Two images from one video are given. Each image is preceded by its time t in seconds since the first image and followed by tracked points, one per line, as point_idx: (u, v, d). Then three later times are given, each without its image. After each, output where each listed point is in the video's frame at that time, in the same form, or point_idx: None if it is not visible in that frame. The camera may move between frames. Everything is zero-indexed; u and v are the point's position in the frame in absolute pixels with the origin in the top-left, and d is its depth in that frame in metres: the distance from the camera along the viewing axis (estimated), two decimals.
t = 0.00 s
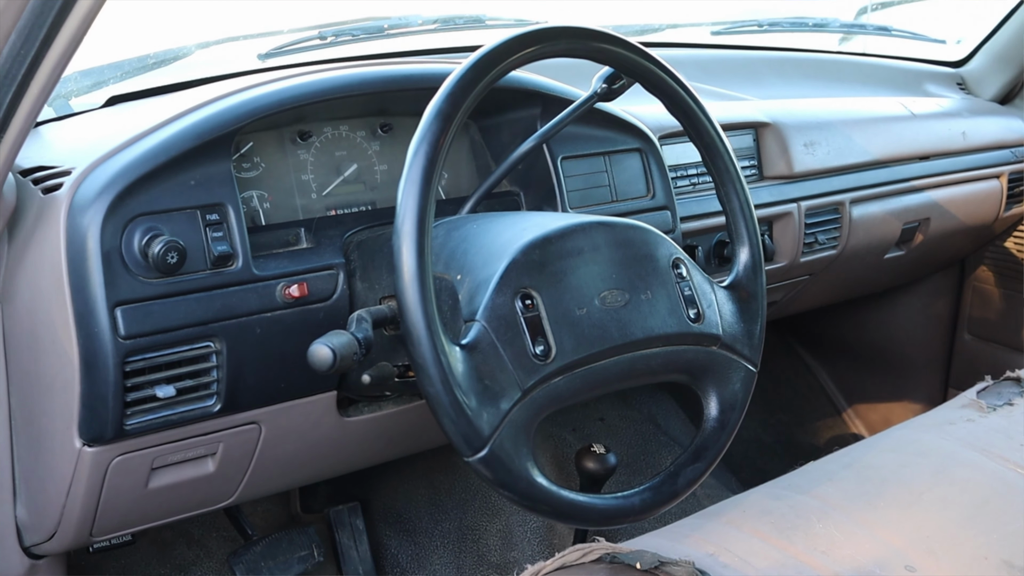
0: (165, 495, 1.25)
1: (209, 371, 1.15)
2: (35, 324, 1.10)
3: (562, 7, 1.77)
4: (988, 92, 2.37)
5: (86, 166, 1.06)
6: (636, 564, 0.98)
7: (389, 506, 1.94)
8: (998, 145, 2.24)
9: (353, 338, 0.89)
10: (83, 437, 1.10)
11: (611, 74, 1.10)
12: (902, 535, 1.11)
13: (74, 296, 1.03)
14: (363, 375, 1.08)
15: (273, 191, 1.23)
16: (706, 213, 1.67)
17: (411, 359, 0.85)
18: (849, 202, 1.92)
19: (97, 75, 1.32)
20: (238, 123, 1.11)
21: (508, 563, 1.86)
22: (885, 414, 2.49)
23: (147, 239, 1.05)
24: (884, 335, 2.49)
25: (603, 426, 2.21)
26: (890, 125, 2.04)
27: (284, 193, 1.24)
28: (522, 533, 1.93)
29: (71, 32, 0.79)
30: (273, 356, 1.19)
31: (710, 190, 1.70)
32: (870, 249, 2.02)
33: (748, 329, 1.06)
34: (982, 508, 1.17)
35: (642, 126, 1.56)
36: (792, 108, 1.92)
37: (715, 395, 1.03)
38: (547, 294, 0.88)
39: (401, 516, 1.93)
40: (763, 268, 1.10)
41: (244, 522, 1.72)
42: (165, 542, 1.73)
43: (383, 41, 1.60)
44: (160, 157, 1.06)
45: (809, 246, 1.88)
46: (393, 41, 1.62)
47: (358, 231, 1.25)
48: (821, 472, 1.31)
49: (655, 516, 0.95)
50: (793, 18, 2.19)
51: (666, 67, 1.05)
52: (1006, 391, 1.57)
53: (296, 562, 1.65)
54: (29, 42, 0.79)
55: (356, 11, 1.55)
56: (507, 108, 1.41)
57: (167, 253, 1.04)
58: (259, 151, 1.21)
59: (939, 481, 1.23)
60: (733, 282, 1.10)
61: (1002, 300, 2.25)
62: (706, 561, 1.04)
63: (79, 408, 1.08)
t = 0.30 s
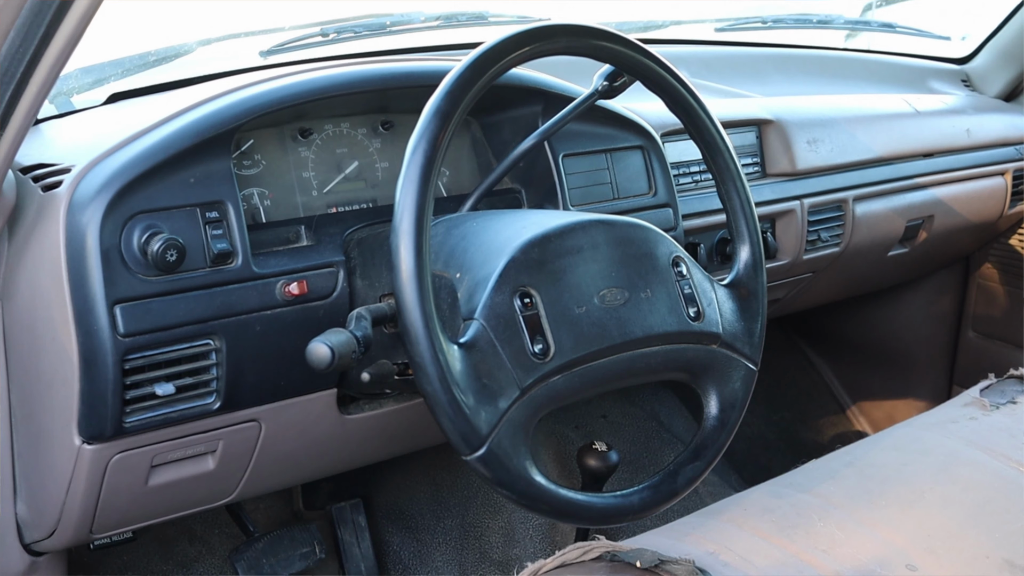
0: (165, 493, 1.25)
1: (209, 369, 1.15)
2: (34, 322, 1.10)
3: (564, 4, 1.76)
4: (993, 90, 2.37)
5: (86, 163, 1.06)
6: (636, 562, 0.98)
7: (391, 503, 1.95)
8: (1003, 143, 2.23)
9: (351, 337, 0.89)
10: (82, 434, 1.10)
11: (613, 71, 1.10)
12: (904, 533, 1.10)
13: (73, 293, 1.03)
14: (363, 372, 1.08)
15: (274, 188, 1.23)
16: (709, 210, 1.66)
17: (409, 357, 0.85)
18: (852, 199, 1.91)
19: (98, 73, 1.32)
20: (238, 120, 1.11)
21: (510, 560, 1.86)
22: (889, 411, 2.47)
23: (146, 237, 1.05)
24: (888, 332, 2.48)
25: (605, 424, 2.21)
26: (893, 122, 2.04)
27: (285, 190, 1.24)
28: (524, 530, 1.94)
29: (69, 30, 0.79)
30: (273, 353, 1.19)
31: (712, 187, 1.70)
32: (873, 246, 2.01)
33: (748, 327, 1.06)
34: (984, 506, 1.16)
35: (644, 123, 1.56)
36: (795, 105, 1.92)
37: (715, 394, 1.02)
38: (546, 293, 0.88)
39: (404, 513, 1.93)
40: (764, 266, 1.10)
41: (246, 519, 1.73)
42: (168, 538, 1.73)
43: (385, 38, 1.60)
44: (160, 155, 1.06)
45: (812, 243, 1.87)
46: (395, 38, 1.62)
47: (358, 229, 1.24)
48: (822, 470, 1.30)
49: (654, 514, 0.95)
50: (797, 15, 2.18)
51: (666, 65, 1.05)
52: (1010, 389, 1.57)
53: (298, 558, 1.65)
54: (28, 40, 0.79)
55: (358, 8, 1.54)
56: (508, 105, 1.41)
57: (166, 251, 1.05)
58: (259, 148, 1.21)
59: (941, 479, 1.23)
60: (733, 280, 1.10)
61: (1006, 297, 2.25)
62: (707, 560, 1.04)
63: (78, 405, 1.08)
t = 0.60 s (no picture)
0: (166, 490, 1.26)
1: (208, 367, 1.15)
2: (34, 320, 1.10)
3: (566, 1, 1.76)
4: (998, 86, 2.35)
5: (85, 161, 1.06)
6: (636, 561, 0.98)
7: (393, 500, 1.95)
8: (1007, 140, 2.22)
9: (350, 336, 0.89)
10: (81, 433, 1.10)
11: (613, 69, 1.09)
12: (904, 532, 1.10)
13: (72, 292, 1.03)
14: (362, 371, 1.09)
15: (274, 185, 1.23)
16: (710, 208, 1.66)
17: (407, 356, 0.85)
18: (855, 196, 1.91)
19: (99, 70, 1.32)
20: (238, 118, 1.10)
21: (512, 557, 1.86)
22: (893, 409, 2.47)
23: (145, 235, 1.05)
24: (891, 330, 2.48)
25: (607, 421, 2.21)
26: (897, 120, 2.03)
27: (285, 189, 1.24)
28: (525, 527, 1.94)
29: (68, 26, 0.79)
30: (272, 351, 1.19)
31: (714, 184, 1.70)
32: (876, 244, 2.01)
33: (747, 325, 1.06)
34: (985, 504, 1.16)
35: (645, 121, 1.55)
36: (798, 102, 1.91)
37: (714, 392, 1.02)
38: (544, 291, 0.88)
39: (406, 510, 1.93)
40: (764, 264, 1.10)
41: (247, 516, 1.73)
42: (170, 535, 1.74)
43: (386, 35, 1.60)
44: (159, 153, 1.06)
45: (815, 241, 1.87)
46: (396, 35, 1.62)
47: (358, 227, 1.24)
48: (823, 468, 1.30)
49: (653, 513, 0.95)
50: (801, 11, 2.18)
51: (665, 62, 1.04)
52: (1013, 387, 1.57)
53: (299, 556, 1.65)
54: (26, 38, 0.79)
55: (359, 5, 1.54)
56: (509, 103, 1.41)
57: (165, 249, 1.05)
58: (260, 146, 1.21)
59: (942, 477, 1.23)
60: (733, 278, 1.09)
61: (1010, 294, 2.24)
62: (706, 558, 1.04)
63: (78, 403, 1.09)
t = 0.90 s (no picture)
0: (165, 488, 1.26)
1: (207, 365, 1.16)
2: (33, 318, 1.10)
3: None
4: (1002, 84, 2.35)
5: (84, 160, 1.06)
6: (635, 559, 0.97)
7: (395, 497, 1.95)
8: (1011, 138, 2.22)
9: (347, 334, 0.89)
10: (81, 431, 1.11)
11: (613, 68, 1.09)
12: (905, 531, 1.10)
13: (71, 291, 1.04)
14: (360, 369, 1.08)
15: (274, 184, 1.23)
16: (711, 206, 1.66)
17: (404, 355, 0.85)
18: (857, 194, 1.90)
19: (99, 69, 1.32)
20: (237, 117, 1.11)
21: (513, 555, 1.87)
22: (896, 406, 2.47)
23: (144, 234, 1.06)
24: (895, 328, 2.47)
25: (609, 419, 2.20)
26: (899, 117, 2.03)
27: (285, 187, 1.24)
28: (527, 525, 1.93)
29: (66, 26, 0.80)
30: (272, 349, 1.19)
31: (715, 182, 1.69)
32: (879, 241, 2.01)
33: (747, 324, 1.06)
34: (986, 503, 1.16)
35: (647, 119, 1.55)
36: (800, 99, 1.91)
37: (713, 391, 1.02)
38: (542, 291, 0.88)
39: (407, 507, 1.93)
40: (763, 263, 1.10)
41: (248, 513, 1.73)
42: (172, 532, 1.74)
43: (388, 33, 1.60)
44: (157, 152, 1.06)
45: (817, 239, 1.87)
46: (398, 33, 1.62)
47: (358, 225, 1.24)
48: (825, 467, 1.30)
49: (652, 512, 0.95)
50: (804, 9, 2.18)
51: (665, 61, 1.04)
52: (1015, 385, 1.56)
53: (301, 553, 1.65)
54: (24, 38, 0.79)
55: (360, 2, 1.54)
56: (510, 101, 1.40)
57: (164, 248, 1.05)
58: (260, 145, 1.21)
59: (944, 476, 1.23)
60: (733, 277, 1.09)
61: (1014, 291, 2.24)
62: (706, 557, 1.04)
63: (77, 402, 1.09)
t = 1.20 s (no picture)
0: (165, 487, 1.26)
1: (207, 364, 1.16)
2: (33, 316, 1.10)
3: None
4: (1006, 81, 2.34)
5: (83, 159, 1.06)
6: (634, 558, 0.97)
7: (397, 495, 1.95)
8: (1014, 136, 2.21)
9: (346, 333, 0.89)
10: (80, 429, 1.11)
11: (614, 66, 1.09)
12: (906, 530, 1.10)
13: (71, 290, 1.04)
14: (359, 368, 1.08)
15: (275, 182, 1.23)
16: (712, 204, 1.66)
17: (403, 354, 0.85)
18: (859, 192, 1.90)
19: (100, 68, 1.32)
20: (237, 116, 1.11)
21: (515, 553, 1.87)
22: (900, 404, 2.47)
23: (143, 233, 1.06)
24: (898, 325, 2.47)
25: (612, 417, 2.19)
26: (902, 115, 2.02)
27: (286, 185, 1.24)
28: (529, 524, 1.93)
29: (65, 26, 0.80)
30: (271, 348, 1.19)
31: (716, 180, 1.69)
32: (882, 240, 2.00)
33: (746, 324, 1.06)
34: (987, 502, 1.16)
35: (648, 118, 1.54)
36: (802, 97, 1.91)
37: (712, 390, 1.02)
38: (541, 290, 0.88)
39: (409, 505, 1.94)
40: (763, 262, 1.10)
41: (250, 511, 1.73)
42: (174, 529, 1.74)
43: (389, 31, 1.60)
44: (157, 151, 1.06)
45: (819, 237, 1.86)
46: (399, 31, 1.62)
47: (358, 224, 1.24)
48: (825, 466, 1.30)
49: (650, 511, 0.95)
50: (807, 6, 2.17)
51: (665, 59, 1.04)
52: (1017, 384, 1.56)
53: (302, 551, 1.66)
54: (23, 36, 0.79)
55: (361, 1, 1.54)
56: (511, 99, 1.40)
57: (163, 247, 1.05)
58: (260, 143, 1.21)
59: (945, 475, 1.23)
60: (733, 276, 1.09)
61: (1017, 289, 2.22)
62: (706, 556, 1.04)
63: (76, 400, 1.09)
